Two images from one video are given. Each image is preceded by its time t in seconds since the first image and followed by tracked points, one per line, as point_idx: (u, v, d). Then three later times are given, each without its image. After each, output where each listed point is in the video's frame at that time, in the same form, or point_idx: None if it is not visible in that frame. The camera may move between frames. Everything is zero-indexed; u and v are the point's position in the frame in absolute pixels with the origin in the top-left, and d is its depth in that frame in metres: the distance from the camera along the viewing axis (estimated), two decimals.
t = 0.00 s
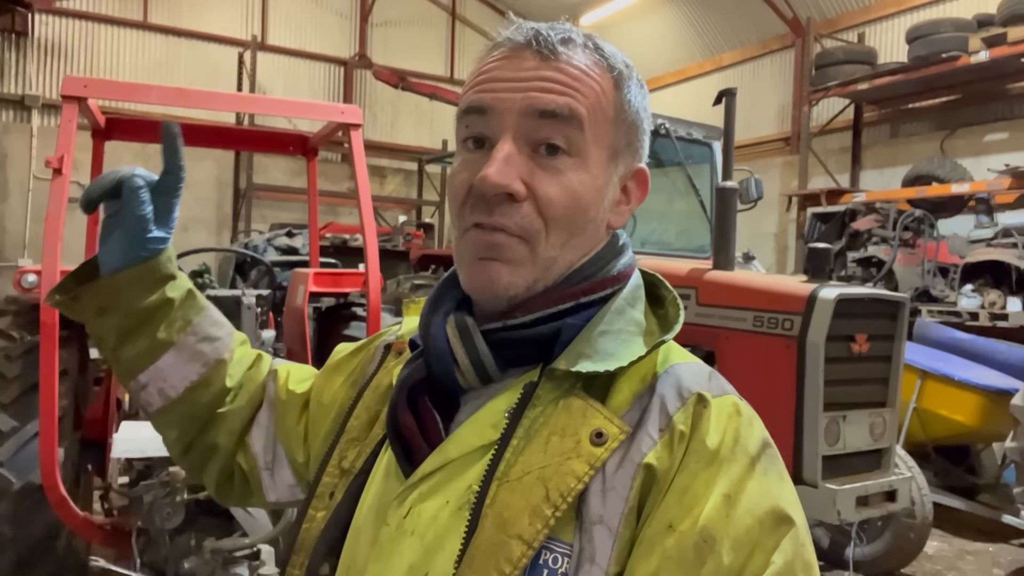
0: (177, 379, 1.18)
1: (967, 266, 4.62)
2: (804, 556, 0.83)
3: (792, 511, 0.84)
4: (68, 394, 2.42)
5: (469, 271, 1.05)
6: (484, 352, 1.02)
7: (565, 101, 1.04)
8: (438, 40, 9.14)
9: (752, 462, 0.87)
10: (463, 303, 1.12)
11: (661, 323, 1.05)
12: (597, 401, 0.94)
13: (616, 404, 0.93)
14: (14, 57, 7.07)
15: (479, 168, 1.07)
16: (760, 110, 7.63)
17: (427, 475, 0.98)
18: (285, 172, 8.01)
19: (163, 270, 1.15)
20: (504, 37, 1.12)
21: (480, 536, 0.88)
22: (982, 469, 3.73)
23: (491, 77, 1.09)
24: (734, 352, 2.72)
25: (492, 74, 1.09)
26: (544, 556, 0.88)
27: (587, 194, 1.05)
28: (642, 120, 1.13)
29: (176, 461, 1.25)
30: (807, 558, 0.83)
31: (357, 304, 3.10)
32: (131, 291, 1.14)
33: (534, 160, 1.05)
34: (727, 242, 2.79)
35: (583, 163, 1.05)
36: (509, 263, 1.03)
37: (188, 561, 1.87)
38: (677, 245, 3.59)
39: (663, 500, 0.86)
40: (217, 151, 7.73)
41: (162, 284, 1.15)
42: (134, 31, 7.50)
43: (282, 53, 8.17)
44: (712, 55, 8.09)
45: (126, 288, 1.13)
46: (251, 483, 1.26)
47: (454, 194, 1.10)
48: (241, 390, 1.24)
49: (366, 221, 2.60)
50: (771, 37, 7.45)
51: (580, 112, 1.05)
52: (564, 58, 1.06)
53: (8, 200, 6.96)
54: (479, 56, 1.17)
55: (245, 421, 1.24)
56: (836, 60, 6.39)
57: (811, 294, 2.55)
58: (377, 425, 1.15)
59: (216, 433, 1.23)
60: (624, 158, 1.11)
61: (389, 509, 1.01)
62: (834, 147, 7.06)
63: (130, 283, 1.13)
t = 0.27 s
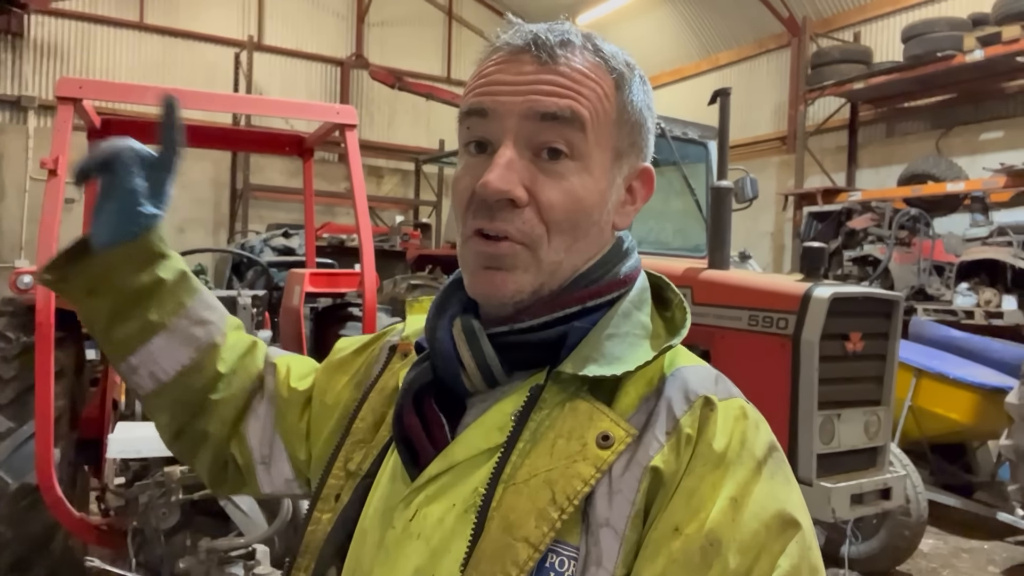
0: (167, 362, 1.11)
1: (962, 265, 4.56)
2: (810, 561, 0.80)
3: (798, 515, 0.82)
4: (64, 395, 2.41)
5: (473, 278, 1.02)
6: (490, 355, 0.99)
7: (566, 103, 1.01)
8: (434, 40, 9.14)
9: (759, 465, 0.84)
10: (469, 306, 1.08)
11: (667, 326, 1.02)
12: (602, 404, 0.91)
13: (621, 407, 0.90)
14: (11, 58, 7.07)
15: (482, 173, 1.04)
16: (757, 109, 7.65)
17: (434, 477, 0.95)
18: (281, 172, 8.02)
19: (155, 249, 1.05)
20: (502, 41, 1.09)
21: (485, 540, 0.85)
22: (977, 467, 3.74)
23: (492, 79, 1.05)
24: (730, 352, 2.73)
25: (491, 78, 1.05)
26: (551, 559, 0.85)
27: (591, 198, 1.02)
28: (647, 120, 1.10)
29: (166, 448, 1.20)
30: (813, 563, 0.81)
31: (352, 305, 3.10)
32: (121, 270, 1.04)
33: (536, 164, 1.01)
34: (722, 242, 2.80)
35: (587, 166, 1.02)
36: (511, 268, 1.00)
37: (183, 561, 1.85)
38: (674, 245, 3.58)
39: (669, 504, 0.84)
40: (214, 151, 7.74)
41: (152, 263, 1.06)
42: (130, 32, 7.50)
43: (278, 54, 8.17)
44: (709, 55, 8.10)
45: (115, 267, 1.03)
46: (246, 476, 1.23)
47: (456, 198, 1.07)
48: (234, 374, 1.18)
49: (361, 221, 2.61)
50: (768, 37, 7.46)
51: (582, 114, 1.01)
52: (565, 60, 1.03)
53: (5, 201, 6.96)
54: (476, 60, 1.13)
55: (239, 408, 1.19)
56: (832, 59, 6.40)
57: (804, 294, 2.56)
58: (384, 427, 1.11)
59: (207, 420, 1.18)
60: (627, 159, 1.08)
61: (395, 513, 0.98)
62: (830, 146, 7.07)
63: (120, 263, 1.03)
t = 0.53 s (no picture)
0: (92, 317, 1.07)
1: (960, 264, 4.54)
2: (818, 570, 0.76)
3: (806, 523, 0.77)
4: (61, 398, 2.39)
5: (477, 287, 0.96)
6: (497, 356, 0.93)
7: (572, 107, 0.96)
8: (431, 41, 9.15)
9: (766, 470, 0.79)
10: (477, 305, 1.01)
11: (676, 331, 0.96)
12: (609, 407, 0.87)
13: (628, 411, 0.85)
14: (8, 62, 7.08)
15: (487, 173, 0.99)
16: (754, 109, 7.66)
17: (441, 480, 0.90)
18: (279, 174, 8.03)
19: (30, 203, 1.02)
20: (508, 43, 1.04)
21: (490, 544, 0.81)
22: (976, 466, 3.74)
23: (499, 81, 1.01)
24: (727, 351, 2.74)
25: (498, 80, 1.01)
26: (556, 563, 0.81)
27: (595, 202, 0.97)
28: (656, 125, 1.05)
29: (136, 409, 1.17)
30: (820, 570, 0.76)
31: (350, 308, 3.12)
32: (5, 232, 1.02)
33: (541, 167, 0.97)
34: (719, 242, 2.81)
35: (592, 170, 0.98)
36: (513, 271, 0.95)
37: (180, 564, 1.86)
38: (672, 245, 3.57)
39: (677, 508, 0.79)
40: (211, 153, 7.74)
41: (33, 219, 1.03)
42: (127, 35, 7.51)
43: (276, 56, 8.18)
44: (706, 55, 8.11)
45: None
46: (237, 454, 1.18)
47: (459, 203, 1.02)
48: (173, 325, 1.11)
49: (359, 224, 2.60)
50: (764, 37, 7.47)
51: (588, 117, 0.97)
52: (573, 62, 0.99)
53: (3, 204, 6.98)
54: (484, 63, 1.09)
55: (194, 367, 1.12)
56: (829, 59, 6.41)
57: (802, 294, 2.56)
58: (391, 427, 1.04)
59: (162, 386, 1.13)
60: (635, 163, 1.02)
61: (400, 516, 0.92)
62: (827, 146, 7.08)
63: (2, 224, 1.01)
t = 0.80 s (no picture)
0: (71, 320, 1.12)
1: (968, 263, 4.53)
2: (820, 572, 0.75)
3: (807, 524, 0.77)
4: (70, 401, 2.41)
5: (479, 284, 0.96)
6: (498, 356, 0.93)
7: (578, 111, 0.95)
8: (437, 44, 9.16)
9: (768, 471, 0.79)
10: (478, 306, 1.01)
11: (678, 330, 0.96)
12: (611, 407, 0.86)
13: (630, 411, 0.84)
14: (18, 69, 7.13)
15: (492, 177, 0.98)
16: (761, 109, 7.64)
17: (443, 479, 0.90)
18: (286, 178, 8.06)
19: (5, 211, 1.10)
20: (515, 44, 1.03)
21: (491, 544, 0.80)
22: (986, 467, 3.72)
23: (506, 83, 0.99)
24: (733, 352, 2.73)
25: (504, 81, 0.99)
26: (557, 563, 0.80)
27: (601, 206, 0.96)
28: (663, 128, 1.04)
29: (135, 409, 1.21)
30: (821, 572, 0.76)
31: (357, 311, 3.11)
32: None
33: (547, 172, 0.96)
34: (725, 243, 2.80)
35: (598, 175, 0.96)
36: (517, 275, 0.95)
37: (186, 566, 1.85)
38: (679, 246, 3.55)
39: (678, 508, 0.78)
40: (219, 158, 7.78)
41: (9, 226, 1.10)
42: (135, 41, 7.56)
43: (282, 60, 8.21)
44: (712, 56, 8.10)
45: None
46: (236, 451, 1.19)
47: (465, 204, 1.01)
48: (148, 327, 1.14)
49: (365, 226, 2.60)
50: (771, 37, 7.46)
51: (594, 121, 0.96)
52: (581, 65, 0.97)
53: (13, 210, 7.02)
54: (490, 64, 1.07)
55: (183, 368, 1.14)
56: (836, 59, 6.40)
57: (808, 294, 2.55)
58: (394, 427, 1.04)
59: (155, 389, 1.16)
60: (642, 166, 1.01)
61: (401, 516, 0.92)
62: (834, 146, 7.06)
63: None
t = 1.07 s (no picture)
0: (90, 322, 1.14)
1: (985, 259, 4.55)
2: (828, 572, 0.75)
3: (815, 524, 0.77)
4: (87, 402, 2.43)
5: (486, 287, 0.97)
6: (507, 360, 0.94)
7: (585, 115, 0.95)
8: (448, 44, 9.17)
9: (775, 472, 0.79)
10: (487, 309, 1.01)
11: (685, 332, 0.96)
12: (618, 409, 0.86)
13: (637, 413, 0.85)
14: (34, 72, 7.20)
15: (501, 180, 0.99)
16: (773, 105, 7.61)
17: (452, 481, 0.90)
18: (299, 179, 8.10)
19: (27, 215, 1.12)
20: (521, 47, 1.03)
21: (500, 546, 0.80)
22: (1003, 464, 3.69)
23: (513, 87, 0.99)
24: (745, 351, 2.72)
25: (512, 85, 1.00)
26: (566, 564, 0.80)
27: (609, 208, 0.97)
28: (670, 129, 1.04)
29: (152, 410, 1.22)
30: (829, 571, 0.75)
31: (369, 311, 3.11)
32: (5, 244, 1.11)
33: (554, 174, 0.96)
34: (737, 240, 2.79)
35: (605, 177, 0.97)
36: (524, 279, 0.95)
37: (202, 565, 1.87)
38: (692, 244, 3.54)
39: (685, 510, 0.78)
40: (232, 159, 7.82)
41: (31, 231, 1.12)
42: (148, 43, 7.62)
43: (294, 61, 8.24)
44: (724, 52, 8.07)
45: None
46: (249, 451, 1.20)
47: (474, 207, 1.01)
48: (170, 332, 1.16)
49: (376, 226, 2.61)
50: (783, 33, 7.43)
51: (601, 124, 0.96)
52: (588, 68, 0.97)
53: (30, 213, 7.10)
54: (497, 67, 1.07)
55: (199, 370, 1.16)
56: (849, 54, 6.35)
57: (820, 291, 2.54)
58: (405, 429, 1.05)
59: (171, 390, 1.17)
60: (648, 169, 1.01)
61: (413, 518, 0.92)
62: (848, 141, 7.01)
63: None
